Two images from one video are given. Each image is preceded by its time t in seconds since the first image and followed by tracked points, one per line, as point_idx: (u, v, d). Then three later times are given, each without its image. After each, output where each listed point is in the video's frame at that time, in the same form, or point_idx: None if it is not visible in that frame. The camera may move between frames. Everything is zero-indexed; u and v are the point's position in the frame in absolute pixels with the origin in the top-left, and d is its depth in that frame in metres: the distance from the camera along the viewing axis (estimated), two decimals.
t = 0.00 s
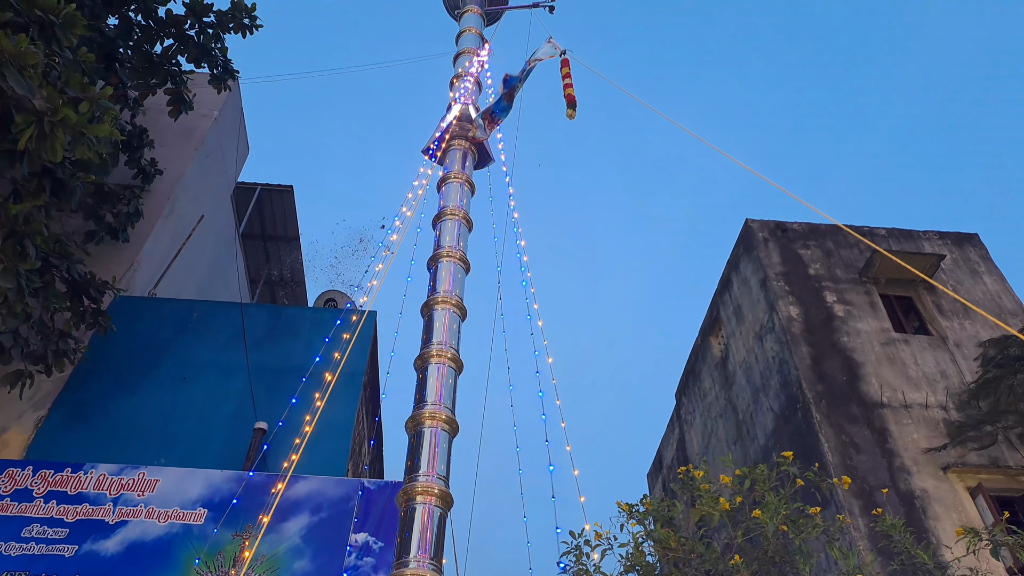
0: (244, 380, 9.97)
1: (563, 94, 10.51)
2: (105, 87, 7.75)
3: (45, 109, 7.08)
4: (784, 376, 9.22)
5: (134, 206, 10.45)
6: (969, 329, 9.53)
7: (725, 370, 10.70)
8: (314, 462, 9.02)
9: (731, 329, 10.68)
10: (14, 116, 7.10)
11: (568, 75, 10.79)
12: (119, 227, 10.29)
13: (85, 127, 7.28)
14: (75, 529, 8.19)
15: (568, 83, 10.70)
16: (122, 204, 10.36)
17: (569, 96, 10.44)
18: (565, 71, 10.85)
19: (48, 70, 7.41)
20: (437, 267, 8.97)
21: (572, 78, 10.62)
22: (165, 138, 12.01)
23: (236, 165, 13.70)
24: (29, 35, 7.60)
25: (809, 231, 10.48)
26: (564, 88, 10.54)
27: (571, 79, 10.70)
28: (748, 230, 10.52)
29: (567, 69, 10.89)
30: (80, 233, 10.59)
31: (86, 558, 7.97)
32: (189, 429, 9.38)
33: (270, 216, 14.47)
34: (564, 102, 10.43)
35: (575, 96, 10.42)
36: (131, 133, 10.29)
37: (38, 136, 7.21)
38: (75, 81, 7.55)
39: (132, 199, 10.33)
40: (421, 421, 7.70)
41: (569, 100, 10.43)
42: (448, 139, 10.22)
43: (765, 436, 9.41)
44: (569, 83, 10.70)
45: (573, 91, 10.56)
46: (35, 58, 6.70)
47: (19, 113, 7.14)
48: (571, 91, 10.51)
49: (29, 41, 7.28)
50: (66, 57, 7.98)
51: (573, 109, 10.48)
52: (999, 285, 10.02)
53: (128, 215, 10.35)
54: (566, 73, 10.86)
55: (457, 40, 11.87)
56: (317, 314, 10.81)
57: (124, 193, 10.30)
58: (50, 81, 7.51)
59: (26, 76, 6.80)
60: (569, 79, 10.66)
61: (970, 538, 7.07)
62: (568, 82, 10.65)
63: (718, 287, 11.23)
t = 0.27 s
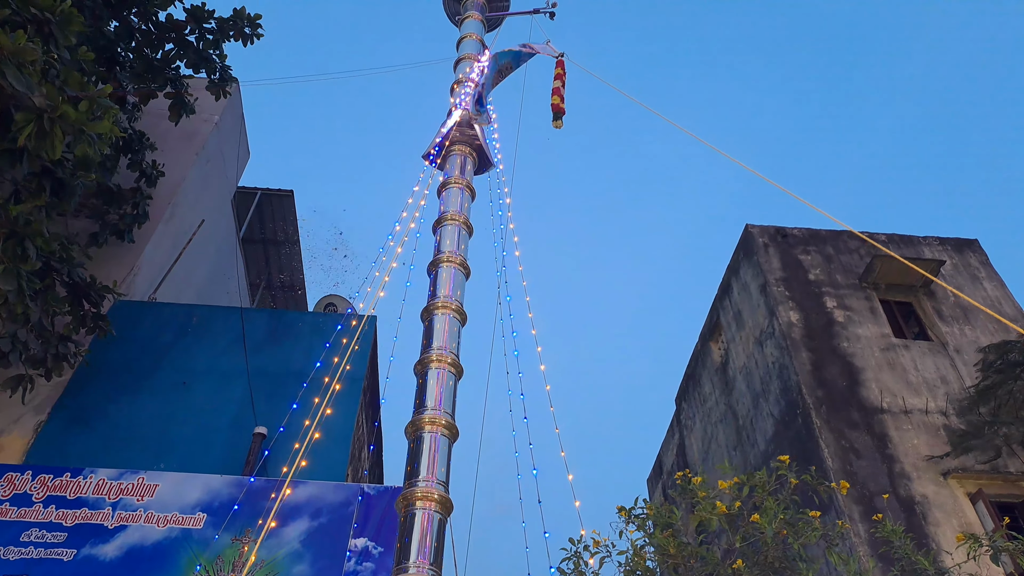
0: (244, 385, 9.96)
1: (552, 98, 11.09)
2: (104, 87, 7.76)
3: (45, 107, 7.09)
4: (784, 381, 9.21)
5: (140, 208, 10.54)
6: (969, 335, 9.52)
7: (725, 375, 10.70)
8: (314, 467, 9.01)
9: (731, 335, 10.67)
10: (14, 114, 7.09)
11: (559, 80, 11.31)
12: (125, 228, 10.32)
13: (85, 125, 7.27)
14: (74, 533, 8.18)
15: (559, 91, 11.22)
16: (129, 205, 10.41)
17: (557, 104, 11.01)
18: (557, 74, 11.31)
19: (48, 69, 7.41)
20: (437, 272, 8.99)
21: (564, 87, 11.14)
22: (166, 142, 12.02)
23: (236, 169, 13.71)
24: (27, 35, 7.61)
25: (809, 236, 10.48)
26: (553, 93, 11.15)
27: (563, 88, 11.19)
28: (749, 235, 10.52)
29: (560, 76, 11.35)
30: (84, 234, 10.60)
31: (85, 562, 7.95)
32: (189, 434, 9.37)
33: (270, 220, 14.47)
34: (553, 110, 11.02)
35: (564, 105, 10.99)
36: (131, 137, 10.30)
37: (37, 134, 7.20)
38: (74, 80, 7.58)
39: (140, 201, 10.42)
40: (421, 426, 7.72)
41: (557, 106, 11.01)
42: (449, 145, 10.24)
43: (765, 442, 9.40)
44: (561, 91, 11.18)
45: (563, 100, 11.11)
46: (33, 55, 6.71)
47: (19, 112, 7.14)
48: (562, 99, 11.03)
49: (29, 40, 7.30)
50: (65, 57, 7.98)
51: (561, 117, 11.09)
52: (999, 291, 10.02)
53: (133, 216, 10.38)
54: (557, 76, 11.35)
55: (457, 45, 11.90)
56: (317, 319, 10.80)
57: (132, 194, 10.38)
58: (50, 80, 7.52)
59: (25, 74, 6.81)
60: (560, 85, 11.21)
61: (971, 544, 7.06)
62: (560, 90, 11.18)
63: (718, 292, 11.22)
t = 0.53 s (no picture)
0: (244, 392, 9.95)
1: (542, 98, 11.39)
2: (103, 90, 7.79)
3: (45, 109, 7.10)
4: (786, 386, 9.20)
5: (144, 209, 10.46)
6: (971, 338, 9.49)
7: (727, 379, 10.67)
8: (315, 474, 8.99)
9: (732, 339, 10.65)
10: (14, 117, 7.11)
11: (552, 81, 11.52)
12: (129, 229, 10.19)
13: (85, 126, 7.30)
14: (74, 540, 8.18)
15: (550, 92, 11.41)
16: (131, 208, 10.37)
17: (546, 104, 11.20)
18: (552, 76, 11.56)
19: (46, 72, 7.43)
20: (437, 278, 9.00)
21: (556, 89, 11.35)
22: (167, 150, 12.04)
23: (237, 176, 13.72)
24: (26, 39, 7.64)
25: (810, 240, 10.47)
26: (545, 94, 11.42)
27: (555, 89, 11.38)
28: (749, 240, 10.50)
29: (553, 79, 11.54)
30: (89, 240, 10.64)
31: (86, 569, 7.95)
32: (190, 441, 9.36)
33: (271, 226, 14.48)
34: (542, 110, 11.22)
35: (553, 106, 11.18)
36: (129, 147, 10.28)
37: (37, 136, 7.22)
38: (74, 83, 7.56)
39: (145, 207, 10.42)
40: (422, 432, 7.73)
41: (545, 106, 11.25)
42: (449, 151, 10.25)
43: (766, 446, 9.38)
44: (553, 92, 11.36)
45: (553, 100, 11.29)
46: (32, 57, 6.73)
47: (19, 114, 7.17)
48: (552, 100, 11.23)
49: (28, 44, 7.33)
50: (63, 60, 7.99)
51: (549, 116, 11.28)
52: (1000, 294, 9.99)
53: (139, 218, 10.33)
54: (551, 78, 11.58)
55: (457, 51, 11.92)
56: (318, 325, 10.79)
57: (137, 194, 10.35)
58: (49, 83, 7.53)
59: (23, 75, 6.83)
60: (552, 87, 11.43)
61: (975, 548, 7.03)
62: (551, 90, 11.40)
63: (719, 296, 11.21)
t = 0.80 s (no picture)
0: (245, 395, 9.97)
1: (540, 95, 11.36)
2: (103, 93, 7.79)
3: (45, 110, 7.12)
4: (786, 388, 9.19)
5: (143, 213, 10.53)
6: (972, 339, 9.46)
7: (727, 381, 10.65)
8: (316, 476, 9.01)
9: (732, 341, 10.64)
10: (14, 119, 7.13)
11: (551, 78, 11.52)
12: (128, 232, 10.37)
13: (85, 127, 7.30)
14: (77, 542, 8.22)
15: (549, 87, 11.43)
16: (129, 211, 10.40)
17: (544, 99, 11.21)
18: (551, 74, 11.56)
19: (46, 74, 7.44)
20: (437, 280, 9.02)
21: (554, 84, 11.36)
22: (167, 152, 12.05)
23: (238, 178, 13.70)
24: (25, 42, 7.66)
25: (810, 242, 10.44)
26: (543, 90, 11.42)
27: (554, 84, 11.40)
28: (749, 241, 10.48)
29: (553, 76, 11.58)
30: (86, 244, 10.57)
31: (89, 571, 7.99)
32: (191, 443, 9.39)
33: (271, 229, 14.49)
34: (540, 104, 11.24)
35: (550, 100, 11.18)
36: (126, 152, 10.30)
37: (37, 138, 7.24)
38: (74, 86, 7.53)
39: (144, 211, 10.44)
40: (422, 435, 7.76)
41: (542, 102, 11.24)
42: (449, 153, 10.26)
43: (767, 449, 9.37)
44: (551, 88, 11.39)
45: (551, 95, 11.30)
46: (30, 58, 6.75)
47: (19, 115, 7.22)
48: (551, 95, 11.24)
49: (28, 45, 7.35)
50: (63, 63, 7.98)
51: (546, 110, 11.28)
52: (1002, 295, 9.97)
53: (137, 220, 10.41)
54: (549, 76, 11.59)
55: (457, 53, 11.93)
56: (318, 327, 10.80)
57: (133, 197, 10.39)
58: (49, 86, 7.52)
59: (23, 77, 6.85)
60: (551, 83, 11.43)
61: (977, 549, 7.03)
62: (549, 84, 11.43)
63: (719, 298, 11.19)
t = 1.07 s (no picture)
0: (246, 395, 9.99)
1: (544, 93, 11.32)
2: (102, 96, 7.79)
3: (44, 111, 7.10)
4: (787, 388, 9.20)
5: (140, 218, 10.54)
6: (973, 340, 9.45)
7: (728, 381, 10.65)
8: (317, 476, 9.02)
9: (732, 341, 10.63)
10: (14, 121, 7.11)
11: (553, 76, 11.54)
12: (124, 238, 10.35)
13: (85, 128, 7.28)
14: (79, 542, 8.25)
15: (553, 83, 11.45)
16: (127, 216, 10.41)
17: (549, 95, 11.21)
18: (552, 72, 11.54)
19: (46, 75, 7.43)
20: (438, 281, 9.02)
21: (558, 80, 11.37)
22: (167, 154, 12.04)
23: (238, 177, 13.70)
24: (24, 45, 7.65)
25: (811, 242, 10.42)
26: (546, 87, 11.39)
27: (558, 79, 11.42)
28: (750, 242, 10.46)
29: (556, 72, 11.61)
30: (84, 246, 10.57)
31: (92, 571, 8.03)
32: (193, 443, 9.42)
33: (271, 230, 14.49)
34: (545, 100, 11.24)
35: (555, 96, 11.20)
36: (129, 151, 10.31)
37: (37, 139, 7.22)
38: (73, 88, 7.52)
39: (139, 212, 10.46)
40: (423, 435, 7.79)
41: (547, 99, 11.22)
42: (449, 154, 10.24)
43: (768, 449, 9.38)
44: (554, 85, 11.41)
45: (555, 91, 11.31)
46: (30, 59, 6.75)
47: (19, 117, 7.17)
48: (554, 91, 11.26)
49: (28, 47, 7.34)
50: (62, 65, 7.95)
51: (552, 105, 11.28)
52: (1002, 296, 9.96)
53: (133, 226, 10.38)
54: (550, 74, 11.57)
55: (457, 53, 11.91)
56: (319, 328, 10.80)
57: (131, 204, 10.41)
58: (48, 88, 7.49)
59: (22, 78, 6.84)
60: (554, 80, 11.44)
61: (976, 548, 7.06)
62: (553, 81, 11.46)
63: (720, 298, 11.19)
